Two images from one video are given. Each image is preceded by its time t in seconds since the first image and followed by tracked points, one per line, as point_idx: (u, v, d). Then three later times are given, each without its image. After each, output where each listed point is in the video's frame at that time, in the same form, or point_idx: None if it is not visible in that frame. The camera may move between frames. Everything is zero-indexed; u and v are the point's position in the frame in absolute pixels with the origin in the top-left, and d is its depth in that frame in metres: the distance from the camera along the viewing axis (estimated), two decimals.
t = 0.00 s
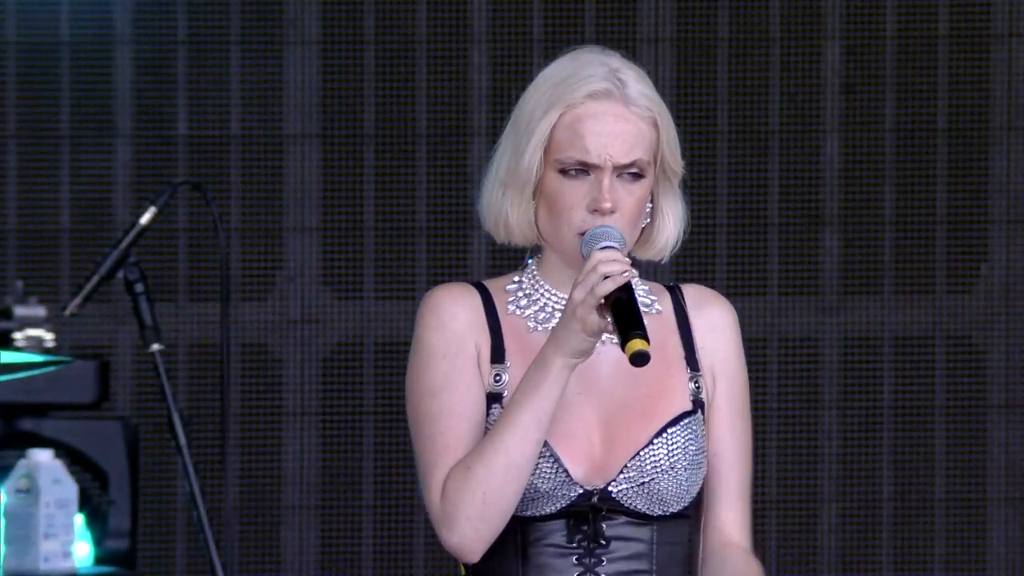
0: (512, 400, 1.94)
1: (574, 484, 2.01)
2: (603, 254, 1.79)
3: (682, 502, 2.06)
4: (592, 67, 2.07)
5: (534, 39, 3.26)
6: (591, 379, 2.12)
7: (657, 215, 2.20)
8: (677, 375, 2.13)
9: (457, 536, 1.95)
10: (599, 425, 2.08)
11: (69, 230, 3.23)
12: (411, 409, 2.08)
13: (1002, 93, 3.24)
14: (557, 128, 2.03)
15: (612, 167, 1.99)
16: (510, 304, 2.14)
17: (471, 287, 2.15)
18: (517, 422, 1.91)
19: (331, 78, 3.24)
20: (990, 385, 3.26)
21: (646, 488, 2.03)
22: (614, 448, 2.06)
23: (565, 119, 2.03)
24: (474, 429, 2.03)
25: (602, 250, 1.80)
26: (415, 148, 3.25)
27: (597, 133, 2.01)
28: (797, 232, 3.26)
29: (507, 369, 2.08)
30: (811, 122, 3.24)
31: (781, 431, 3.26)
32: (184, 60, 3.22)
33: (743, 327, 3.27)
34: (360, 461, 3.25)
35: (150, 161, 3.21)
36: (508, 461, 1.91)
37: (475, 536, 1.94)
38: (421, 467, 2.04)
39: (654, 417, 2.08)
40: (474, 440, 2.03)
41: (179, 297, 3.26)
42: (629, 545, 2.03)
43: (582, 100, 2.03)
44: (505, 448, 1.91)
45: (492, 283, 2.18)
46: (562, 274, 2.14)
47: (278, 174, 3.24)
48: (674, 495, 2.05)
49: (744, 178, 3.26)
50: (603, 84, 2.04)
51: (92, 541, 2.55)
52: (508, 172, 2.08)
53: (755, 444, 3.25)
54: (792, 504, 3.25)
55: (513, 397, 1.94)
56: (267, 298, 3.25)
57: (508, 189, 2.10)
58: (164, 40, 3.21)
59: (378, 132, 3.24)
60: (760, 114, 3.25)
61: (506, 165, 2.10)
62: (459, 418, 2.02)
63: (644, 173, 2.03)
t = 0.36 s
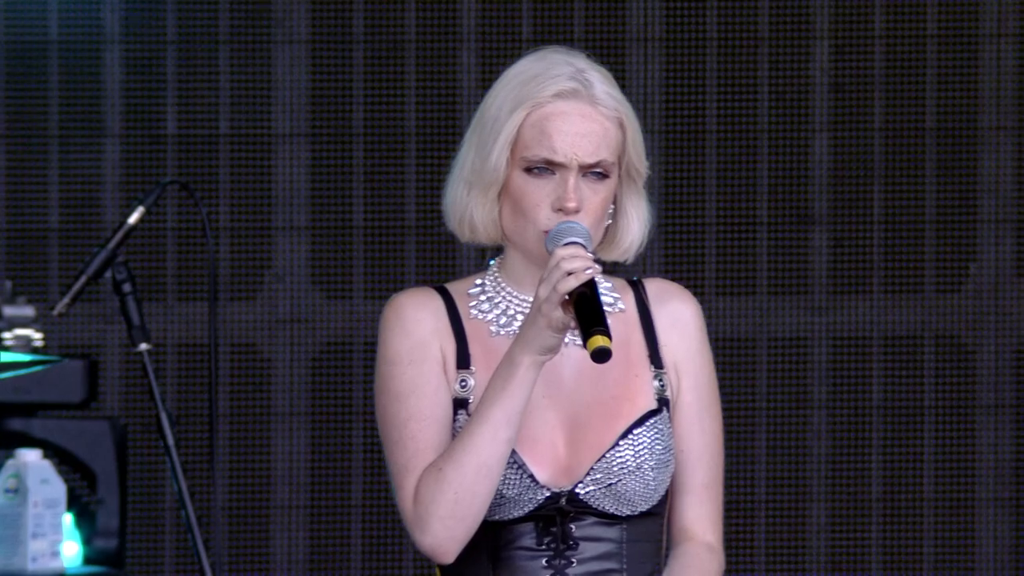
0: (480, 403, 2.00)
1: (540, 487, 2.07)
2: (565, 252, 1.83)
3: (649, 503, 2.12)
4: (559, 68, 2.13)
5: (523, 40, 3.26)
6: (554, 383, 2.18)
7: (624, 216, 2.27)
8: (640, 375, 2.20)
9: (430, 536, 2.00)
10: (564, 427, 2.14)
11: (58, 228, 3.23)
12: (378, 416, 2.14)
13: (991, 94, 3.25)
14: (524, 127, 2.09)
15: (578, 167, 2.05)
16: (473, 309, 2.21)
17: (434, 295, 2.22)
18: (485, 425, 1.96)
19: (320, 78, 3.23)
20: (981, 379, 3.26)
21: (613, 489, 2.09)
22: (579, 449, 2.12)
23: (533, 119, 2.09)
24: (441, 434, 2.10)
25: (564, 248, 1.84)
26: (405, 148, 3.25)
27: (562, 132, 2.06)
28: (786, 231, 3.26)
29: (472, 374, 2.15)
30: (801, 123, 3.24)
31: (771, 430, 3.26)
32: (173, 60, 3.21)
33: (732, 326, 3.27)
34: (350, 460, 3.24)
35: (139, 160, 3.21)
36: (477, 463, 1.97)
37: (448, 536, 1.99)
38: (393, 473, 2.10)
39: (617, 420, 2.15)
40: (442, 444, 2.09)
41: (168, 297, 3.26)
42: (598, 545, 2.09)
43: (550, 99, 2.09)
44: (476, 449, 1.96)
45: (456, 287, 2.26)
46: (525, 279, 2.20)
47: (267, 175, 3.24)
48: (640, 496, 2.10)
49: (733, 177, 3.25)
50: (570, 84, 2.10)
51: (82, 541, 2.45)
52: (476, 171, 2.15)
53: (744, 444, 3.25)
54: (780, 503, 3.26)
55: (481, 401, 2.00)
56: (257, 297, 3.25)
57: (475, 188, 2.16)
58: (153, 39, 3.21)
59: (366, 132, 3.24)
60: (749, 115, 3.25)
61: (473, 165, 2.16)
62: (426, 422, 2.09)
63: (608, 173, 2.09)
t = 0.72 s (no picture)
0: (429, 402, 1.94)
1: (492, 490, 2.01)
2: (507, 242, 1.80)
3: (597, 504, 2.08)
4: (488, 64, 2.10)
5: (518, 43, 3.26)
6: (500, 386, 2.12)
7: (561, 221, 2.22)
8: (584, 377, 2.16)
9: (387, 539, 1.93)
10: (516, 429, 2.09)
11: (52, 232, 3.23)
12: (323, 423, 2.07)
13: (985, 99, 3.26)
14: (457, 123, 2.06)
15: (514, 162, 2.02)
16: (412, 314, 2.14)
17: (373, 298, 2.14)
18: (437, 422, 1.91)
19: (314, 81, 3.24)
20: (974, 381, 3.28)
21: (563, 490, 2.04)
22: (529, 451, 2.06)
23: (465, 115, 2.06)
24: (388, 438, 2.03)
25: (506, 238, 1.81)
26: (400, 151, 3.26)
27: (497, 128, 2.03)
28: (780, 235, 3.26)
29: (417, 377, 2.08)
30: (795, 126, 3.24)
31: (765, 434, 3.26)
32: (167, 63, 3.22)
33: (726, 330, 3.27)
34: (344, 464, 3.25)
35: (133, 163, 3.21)
36: (432, 461, 1.91)
37: (406, 537, 1.93)
38: (343, 480, 2.03)
39: (566, 421, 2.10)
40: (391, 447, 2.03)
41: (162, 300, 3.26)
42: (548, 548, 2.03)
43: (482, 94, 2.06)
44: (430, 447, 1.91)
45: (393, 293, 2.17)
46: (466, 281, 2.14)
47: (261, 179, 3.24)
48: (589, 496, 2.06)
49: (727, 180, 3.26)
50: (501, 79, 2.08)
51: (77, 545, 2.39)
52: (409, 171, 2.10)
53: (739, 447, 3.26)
54: (774, 507, 3.26)
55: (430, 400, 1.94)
56: (251, 301, 3.25)
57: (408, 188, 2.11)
58: (147, 41, 3.20)
59: (361, 136, 3.25)
60: (743, 118, 3.25)
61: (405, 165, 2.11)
62: (373, 426, 2.02)
63: (545, 170, 2.06)
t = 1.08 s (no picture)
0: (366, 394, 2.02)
1: (440, 488, 2.09)
2: (443, 231, 1.87)
3: (548, 506, 2.17)
4: (430, 64, 2.23)
5: (528, 39, 3.25)
6: (449, 385, 2.20)
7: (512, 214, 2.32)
8: (537, 380, 2.24)
9: (319, 526, 2.01)
10: (462, 429, 2.16)
11: (62, 230, 3.24)
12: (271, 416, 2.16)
13: (994, 96, 3.25)
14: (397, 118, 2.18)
15: (453, 156, 2.13)
16: (364, 314, 2.21)
17: (324, 295, 2.23)
18: (370, 413, 1.99)
19: (324, 79, 3.23)
20: (984, 380, 3.27)
21: (514, 490, 2.12)
22: (473, 450, 2.15)
23: (405, 111, 2.18)
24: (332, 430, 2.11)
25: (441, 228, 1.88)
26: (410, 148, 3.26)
27: (436, 123, 2.15)
28: (790, 233, 3.26)
29: (364, 376, 2.15)
30: (806, 124, 3.24)
31: (775, 430, 3.26)
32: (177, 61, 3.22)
33: (737, 329, 3.28)
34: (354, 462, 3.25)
35: (142, 161, 3.21)
36: (362, 451, 1.99)
37: (338, 526, 2.00)
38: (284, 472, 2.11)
39: (513, 421, 2.18)
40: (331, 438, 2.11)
41: (172, 298, 3.27)
42: (499, 547, 2.12)
43: (422, 91, 2.19)
44: (363, 436, 1.99)
45: (345, 293, 2.26)
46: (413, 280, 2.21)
47: (270, 176, 3.24)
48: (540, 498, 2.15)
49: (737, 178, 3.25)
50: (441, 76, 2.21)
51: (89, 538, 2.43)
52: (351, 168, 2.22)
53: (748, 444, 3.26)
54: (784, 504, 3.27)
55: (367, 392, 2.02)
56: (260, 299, 3.26)
57: (352, 187, 2.23)
58: (156, 40, 3.21)
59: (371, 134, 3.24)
60: (753, 115, 3.24)
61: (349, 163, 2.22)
62: (317, 418, 2.10)
63: (483, 164, 2.16)
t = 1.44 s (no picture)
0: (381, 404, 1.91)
1: (442, 493, 2.00)
2: (467, 245, 1.74)
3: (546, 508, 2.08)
4: (432, 63, 2.07)
5: (531, 36, 3.25)
6: (447, 387, 2.14)
7: (498, 213, 2.23)
8: (531, 377, 2.19)
9: (339, 540, 1.89)
10: (460, 432, 2.10)
11: (67, 226, 3.24)
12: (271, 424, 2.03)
13: (999, 94, 3.25)
14: (404, 120, 2.02)
15: (464, 161, 1.99)
16: (360, 314, 2.12)
17: (320, 296, 2.11)
18: (390, 423, 1.89)
19: (330, 76, 3.24)
20: (989, 375, 3.27)
21: (515, 493, 2.04)
22: (477, 454, 2.07)
23: (413, 114, 2.02)
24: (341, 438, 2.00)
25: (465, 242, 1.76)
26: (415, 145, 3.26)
27: (446, 126, 2.00)
28: (795, 231, 3.26)
29: (366, 380, 2.05)
30: (810, 121, 3.24)
31: (779, 427, 3.27)
32: (181, 58, 3.22)
33: (742, 326, 3.27)
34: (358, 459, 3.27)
35: (147, 157, 3.21)
36: (384, 463, 1.88)
37: (359, 540, 1.89)
38: (291, 479, 1.99)
39: (513, 423, 2.12)
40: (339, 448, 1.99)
41: (176, 294, 3.27)
42: (500, 549, 2.02)
43: (428, 91, 2.03)
44: (383, 447, 1.88)
45: (340, 291, 2.15)
46: (415, 282, 2.11)
47: (275, 172, 3.25)
48: (540, 500, 2.06)
49: (742, 175, 3.25)
50: (446, 76, 2.05)
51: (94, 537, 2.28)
52: (357, 170, 2.06)
53: (752, 442, 3.26)
54: (788, 502, 3.27)
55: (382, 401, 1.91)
56: (265, 296, 3.26)
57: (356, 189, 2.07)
58: (161, 37, 3.21)
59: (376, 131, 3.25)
60: (758, 112, 3.24)
61: (352, 170, 2.08)
62: (325, 426, 1.98)
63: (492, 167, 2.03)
